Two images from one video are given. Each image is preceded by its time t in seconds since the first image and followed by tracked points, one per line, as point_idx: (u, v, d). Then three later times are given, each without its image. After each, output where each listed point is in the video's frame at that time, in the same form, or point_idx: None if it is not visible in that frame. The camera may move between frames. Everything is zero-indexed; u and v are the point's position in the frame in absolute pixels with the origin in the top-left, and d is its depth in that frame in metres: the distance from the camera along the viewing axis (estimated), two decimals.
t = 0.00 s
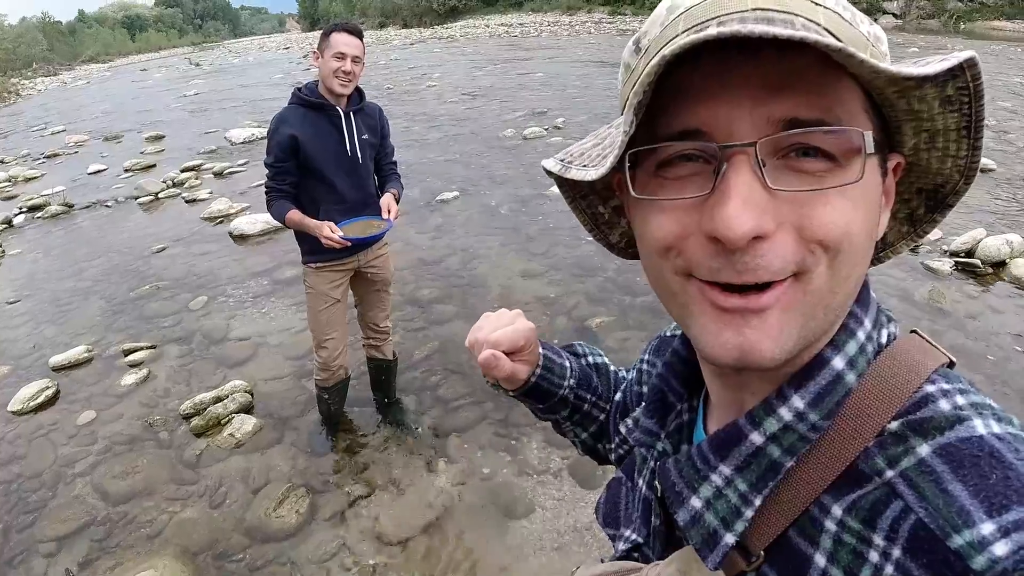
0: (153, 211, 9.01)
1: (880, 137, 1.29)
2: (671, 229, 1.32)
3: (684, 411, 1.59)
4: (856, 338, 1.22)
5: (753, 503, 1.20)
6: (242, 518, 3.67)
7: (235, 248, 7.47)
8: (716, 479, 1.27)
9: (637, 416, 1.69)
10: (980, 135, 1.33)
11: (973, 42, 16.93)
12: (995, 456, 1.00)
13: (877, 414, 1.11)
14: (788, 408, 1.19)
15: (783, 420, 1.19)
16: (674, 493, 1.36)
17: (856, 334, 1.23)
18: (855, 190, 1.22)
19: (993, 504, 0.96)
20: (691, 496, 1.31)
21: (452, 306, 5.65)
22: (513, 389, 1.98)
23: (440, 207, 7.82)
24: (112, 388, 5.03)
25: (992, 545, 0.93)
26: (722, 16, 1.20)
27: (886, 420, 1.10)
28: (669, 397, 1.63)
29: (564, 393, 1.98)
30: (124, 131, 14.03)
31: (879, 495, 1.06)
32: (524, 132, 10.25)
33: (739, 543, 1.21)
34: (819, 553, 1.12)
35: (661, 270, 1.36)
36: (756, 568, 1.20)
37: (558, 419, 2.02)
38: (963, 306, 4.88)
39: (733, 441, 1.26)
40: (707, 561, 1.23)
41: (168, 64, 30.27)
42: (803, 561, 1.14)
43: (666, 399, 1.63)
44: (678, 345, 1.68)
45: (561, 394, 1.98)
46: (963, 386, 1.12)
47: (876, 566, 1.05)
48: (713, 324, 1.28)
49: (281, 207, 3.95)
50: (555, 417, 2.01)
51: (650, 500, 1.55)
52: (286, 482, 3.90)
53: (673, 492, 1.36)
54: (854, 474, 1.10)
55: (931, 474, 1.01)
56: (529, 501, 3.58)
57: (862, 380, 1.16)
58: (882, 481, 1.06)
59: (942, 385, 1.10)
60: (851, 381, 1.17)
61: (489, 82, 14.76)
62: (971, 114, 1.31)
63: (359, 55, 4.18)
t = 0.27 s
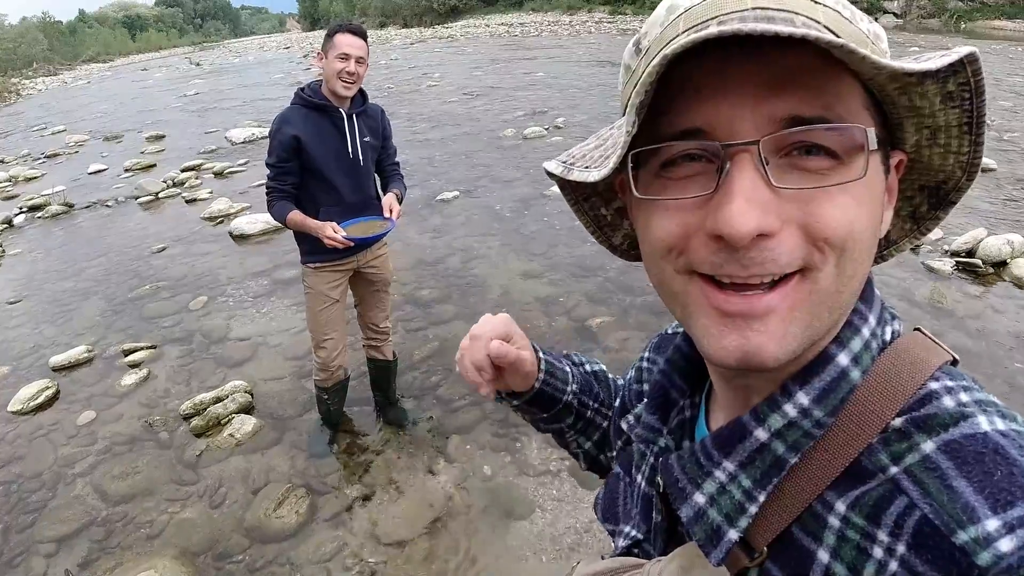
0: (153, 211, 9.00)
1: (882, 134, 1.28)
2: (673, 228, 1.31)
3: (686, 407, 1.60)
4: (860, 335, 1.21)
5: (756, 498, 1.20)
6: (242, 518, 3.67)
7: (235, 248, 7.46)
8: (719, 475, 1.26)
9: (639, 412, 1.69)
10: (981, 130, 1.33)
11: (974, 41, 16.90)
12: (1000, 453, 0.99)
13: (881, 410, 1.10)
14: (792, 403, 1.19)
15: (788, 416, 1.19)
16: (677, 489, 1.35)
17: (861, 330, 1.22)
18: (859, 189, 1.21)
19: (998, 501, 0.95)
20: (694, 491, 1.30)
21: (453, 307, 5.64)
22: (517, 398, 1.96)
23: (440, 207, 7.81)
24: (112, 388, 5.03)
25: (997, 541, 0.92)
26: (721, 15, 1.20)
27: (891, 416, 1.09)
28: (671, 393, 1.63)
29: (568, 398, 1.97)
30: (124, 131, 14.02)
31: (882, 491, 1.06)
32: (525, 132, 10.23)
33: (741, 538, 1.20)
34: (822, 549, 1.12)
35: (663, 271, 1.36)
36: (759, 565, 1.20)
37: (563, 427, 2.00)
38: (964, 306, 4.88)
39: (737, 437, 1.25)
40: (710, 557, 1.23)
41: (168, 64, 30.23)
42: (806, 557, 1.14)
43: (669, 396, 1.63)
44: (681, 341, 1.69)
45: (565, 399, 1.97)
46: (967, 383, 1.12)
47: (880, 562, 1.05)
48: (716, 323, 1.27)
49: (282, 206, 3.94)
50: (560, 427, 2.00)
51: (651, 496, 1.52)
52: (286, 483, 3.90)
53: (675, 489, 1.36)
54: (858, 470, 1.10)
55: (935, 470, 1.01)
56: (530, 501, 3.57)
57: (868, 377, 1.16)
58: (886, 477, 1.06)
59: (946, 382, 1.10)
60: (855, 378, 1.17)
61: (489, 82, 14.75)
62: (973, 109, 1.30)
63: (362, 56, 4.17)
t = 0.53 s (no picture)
0: (153, 212, 9.00)
1: (900, 138, 1.27)
2: (684, 227, 1.30)
3: (691, 408, 1.56)
4: (871, 337, 1.19)
5: (762, 498, 1.17)
6: (242, 521, 3.65)
7: (235, 249, 7.45)
8: (725, 474, 1.24)
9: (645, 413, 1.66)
10: (1001, 138, 1.31)
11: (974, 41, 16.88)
12: (1010, 457, 0.97)
13: (890, 410, 1.08)
14: (803, 402, 1.17)
15: (796, 416, 1.17)
16: (681, 488, 1.33)
17: (872, 332, 1.20)
18: (873, 193, 1.20)
19: (1006, 505, 0.93)
20: (699, 490, 1.27)
21: (454, 308, 5.63)
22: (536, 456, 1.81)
23: (441, 208, 7.80)
24: (112, 390, 5.01)
25: (1006, 545, 0.90)
26: (742, 17, 1.19)
27: (897, 418, 1.07)
28: (677, 394, 1.59)
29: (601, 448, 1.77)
30: (124, 132, 14.02)
31: (890, 493, 1.04)
32: (525, 133, 10.22)
33: (745, 538, 1.18)
34: (827, 552, 1.09)
35: (673, 269, 1.35)
36: (761, 565, 1.18)
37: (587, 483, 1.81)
38: (966, 307, 4.86)
39: (745, 435, 1.23)
40: (712, 556, 1.21)
41: (169, 65, 30.24)
42: (810, 558, 1.12)
43: (674, 396, 1.59)
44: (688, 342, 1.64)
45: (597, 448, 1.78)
46: (977, 387, 1.10)
47: (886, 564, 1.02)
48: (726, 320, 1.26)
49: (284, 208, 3.93)
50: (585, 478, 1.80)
51: (652, 498, 1.53)
52: (287, 485, 3.89)
53: (680, 487, 1.33)
54: (864, 471, 1.08)
55: (945, 473, 0.99)
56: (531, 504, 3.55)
57: (877, 379, 1.14)
58: (894, 479, 1.04)
59: (956, 386, 1.08)
60: (865, 379, 1.15)
61: (489, 83, 14.73)
62: (992, 116, 1.29)
63: (365, 57, 4.15)
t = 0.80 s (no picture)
0: (157, 213, 9.01)
1: (903, 137, 1.25)
2: (686, 223, 1.31)
3: (701, 406, 1.53)
4: (876, 331, 1.16)
5: (770, 492, 1.16)
6: (247, 521, 3.65)
7: (239, 250, 7.46)
8: (734, 468, 1.22)
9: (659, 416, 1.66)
10: (1005, 137, 1.30)
11: (978, 41, 16.83)
12: (1015, 449, 0.98)
13: (894, 404, 1.08)
14: (807, 396, 1.15)
15: (802, 410, 1.15)
16: (689, 483, 1.31)
17: (878, 326, 1.17)
18: (874, 192, 1.19)
19: (1011, 495, 0.94)
20: (707, 485, 1.26)
21: (458, 309, 5.63)
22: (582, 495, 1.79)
23: (445, 209, 7.80)
24: (116, 390, 5.02)
25: (1011, 534, 0.91)
26: (745, 18, 1.20)
27: (905, 411, 1.07)
28: (686, 393, 1.55)
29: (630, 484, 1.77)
30: (128, 133, 14.05)
31: (897, 485, 1.03)
32: (529, 134, 10.22)
33: (754, 532, 1.17)
34: (835, 544, 1.09)
35: (676, 262, 1.35)
36: (770, 560, 1.17)
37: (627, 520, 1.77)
38: (971, 308, 4.84)
39: (753, 429, 1.21)
40: (722, 551, 1.20)
41: (172, 66, 30.29)
42: (818, 552, 1.11)
43: (684, 396, 1.55)
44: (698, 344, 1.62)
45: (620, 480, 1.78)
46: (982, 381, 1.10)
47: (894, 556, 1.03)
48: (727, 308, 1.25)
49: (290, 208, 3.93)
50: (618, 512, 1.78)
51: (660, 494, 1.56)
52: (292, 485, 3.89)
53: (689, 482, 1.32)
54: (871, 464, 1.07)
55: (951, 465, 0.99)
56: (536, 505, 3.55)
57: (883, 373, 1.12)
58: (900, 472, 1.04)
59: (961, 379, 1.07)
60: (870, 373, 1.12)
61: (492, 84, 14.73)
62: (997, 116, 1.28)
63: (372, 58, 4.15)
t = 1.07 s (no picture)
0: (163, 215, 9.05)
1: (904, 143, 1.24)
2: (688, 223, 1.31)
3: (708, 408, 1.53)
4: (880, 333, 1.16)
5: (775, 493, 1.16)
6: (253, 522, 3.66)
7: (244, 251, 7.48)
8: (738, 469, 1.22)
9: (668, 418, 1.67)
10: (1009, 143, 1.29)
11: (983, 44, 16.82)
12: (1016, 449, 0.98)
13: (899, 406, 1.07)
14: (812, 398, 1.15)
15: (806, 411, 1.15)
16: (696, 482, 1.31)
17: (880, 329, 1.17)
18: (875, 195, 1.18)
19: (1011, 494, 0.94)
20: (713, 486, 1.26)
21: (462, 311, 5.64)
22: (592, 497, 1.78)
23: (450, 211, 7.81)
24: (122, 391, 5.04)
25: (1011, 533, 0.91)
26: (747, 24, 1.20)
27: (908, 412, 1.06)
28: (693, 394, 1.56)
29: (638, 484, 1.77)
30: (134, 135, 14.11)
31: (899, 486, 1.03)
32: (533, 136, 10.24)
33: (760, 532, 1.17)
34: (839, 544, 1.09)
35: (678, 261, 1.35)
36: (775, 560, 1.17)
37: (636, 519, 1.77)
38: (977, 311, 4.82)
39: (757, 430, 1.21)
40: (727, 551, 1.21)
41: (177, 69, 30.41)
42: (822, 552, 1.11)
43: (691, 397, 1.56)
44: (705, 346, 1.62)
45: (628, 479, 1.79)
46: (985, 383, 1.09)
47: (896, 556, 1.03)
48: (726, 306, 1.25)
49: (297, 209, 3.94)
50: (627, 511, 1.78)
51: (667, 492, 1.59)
52: (297, 487, 3.89)
53: (695, 482, 1.32)
54: (874, 465, 1.07)
55: (952, 465, 0.99)
56: (541, 507, 3.54)
57: (887, 375, 1.11)
58: (903, 472, 1.03)
59: (964, 381, 1.07)
60: (873, 375, 1.12)
61: (496, 86, 14.75)
62: (999, 121, 1.27)
63: (379, 61, 4.16)
